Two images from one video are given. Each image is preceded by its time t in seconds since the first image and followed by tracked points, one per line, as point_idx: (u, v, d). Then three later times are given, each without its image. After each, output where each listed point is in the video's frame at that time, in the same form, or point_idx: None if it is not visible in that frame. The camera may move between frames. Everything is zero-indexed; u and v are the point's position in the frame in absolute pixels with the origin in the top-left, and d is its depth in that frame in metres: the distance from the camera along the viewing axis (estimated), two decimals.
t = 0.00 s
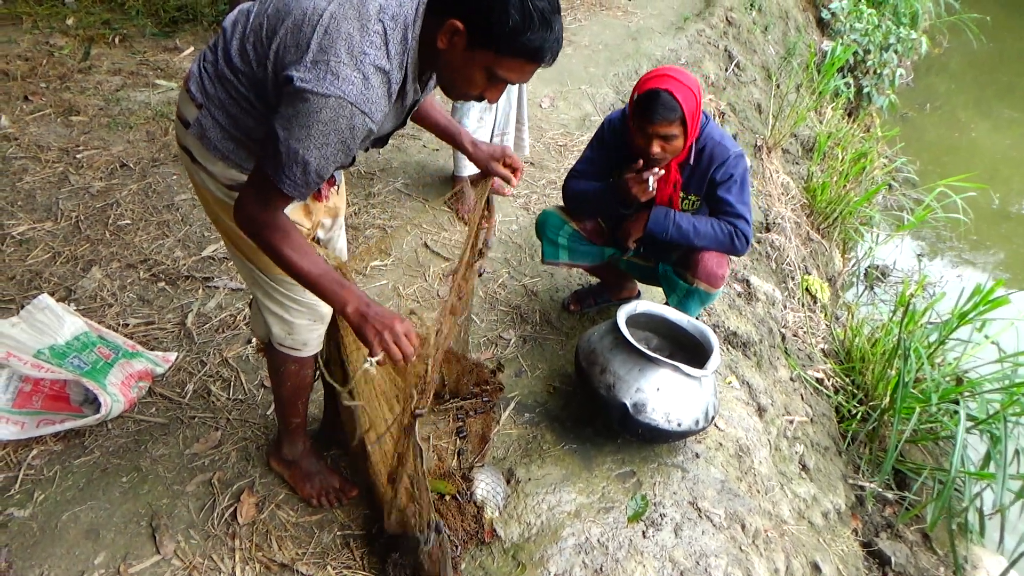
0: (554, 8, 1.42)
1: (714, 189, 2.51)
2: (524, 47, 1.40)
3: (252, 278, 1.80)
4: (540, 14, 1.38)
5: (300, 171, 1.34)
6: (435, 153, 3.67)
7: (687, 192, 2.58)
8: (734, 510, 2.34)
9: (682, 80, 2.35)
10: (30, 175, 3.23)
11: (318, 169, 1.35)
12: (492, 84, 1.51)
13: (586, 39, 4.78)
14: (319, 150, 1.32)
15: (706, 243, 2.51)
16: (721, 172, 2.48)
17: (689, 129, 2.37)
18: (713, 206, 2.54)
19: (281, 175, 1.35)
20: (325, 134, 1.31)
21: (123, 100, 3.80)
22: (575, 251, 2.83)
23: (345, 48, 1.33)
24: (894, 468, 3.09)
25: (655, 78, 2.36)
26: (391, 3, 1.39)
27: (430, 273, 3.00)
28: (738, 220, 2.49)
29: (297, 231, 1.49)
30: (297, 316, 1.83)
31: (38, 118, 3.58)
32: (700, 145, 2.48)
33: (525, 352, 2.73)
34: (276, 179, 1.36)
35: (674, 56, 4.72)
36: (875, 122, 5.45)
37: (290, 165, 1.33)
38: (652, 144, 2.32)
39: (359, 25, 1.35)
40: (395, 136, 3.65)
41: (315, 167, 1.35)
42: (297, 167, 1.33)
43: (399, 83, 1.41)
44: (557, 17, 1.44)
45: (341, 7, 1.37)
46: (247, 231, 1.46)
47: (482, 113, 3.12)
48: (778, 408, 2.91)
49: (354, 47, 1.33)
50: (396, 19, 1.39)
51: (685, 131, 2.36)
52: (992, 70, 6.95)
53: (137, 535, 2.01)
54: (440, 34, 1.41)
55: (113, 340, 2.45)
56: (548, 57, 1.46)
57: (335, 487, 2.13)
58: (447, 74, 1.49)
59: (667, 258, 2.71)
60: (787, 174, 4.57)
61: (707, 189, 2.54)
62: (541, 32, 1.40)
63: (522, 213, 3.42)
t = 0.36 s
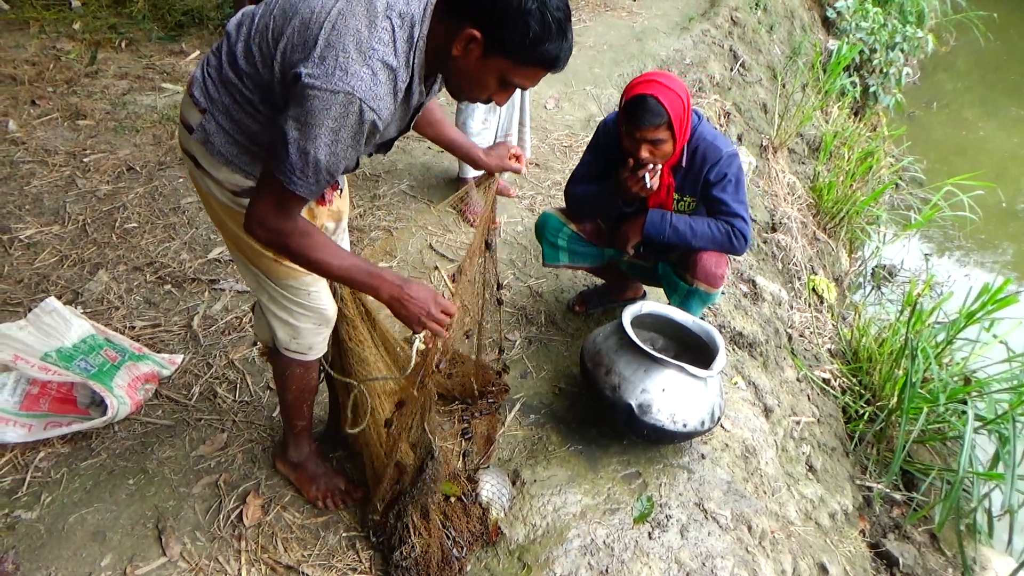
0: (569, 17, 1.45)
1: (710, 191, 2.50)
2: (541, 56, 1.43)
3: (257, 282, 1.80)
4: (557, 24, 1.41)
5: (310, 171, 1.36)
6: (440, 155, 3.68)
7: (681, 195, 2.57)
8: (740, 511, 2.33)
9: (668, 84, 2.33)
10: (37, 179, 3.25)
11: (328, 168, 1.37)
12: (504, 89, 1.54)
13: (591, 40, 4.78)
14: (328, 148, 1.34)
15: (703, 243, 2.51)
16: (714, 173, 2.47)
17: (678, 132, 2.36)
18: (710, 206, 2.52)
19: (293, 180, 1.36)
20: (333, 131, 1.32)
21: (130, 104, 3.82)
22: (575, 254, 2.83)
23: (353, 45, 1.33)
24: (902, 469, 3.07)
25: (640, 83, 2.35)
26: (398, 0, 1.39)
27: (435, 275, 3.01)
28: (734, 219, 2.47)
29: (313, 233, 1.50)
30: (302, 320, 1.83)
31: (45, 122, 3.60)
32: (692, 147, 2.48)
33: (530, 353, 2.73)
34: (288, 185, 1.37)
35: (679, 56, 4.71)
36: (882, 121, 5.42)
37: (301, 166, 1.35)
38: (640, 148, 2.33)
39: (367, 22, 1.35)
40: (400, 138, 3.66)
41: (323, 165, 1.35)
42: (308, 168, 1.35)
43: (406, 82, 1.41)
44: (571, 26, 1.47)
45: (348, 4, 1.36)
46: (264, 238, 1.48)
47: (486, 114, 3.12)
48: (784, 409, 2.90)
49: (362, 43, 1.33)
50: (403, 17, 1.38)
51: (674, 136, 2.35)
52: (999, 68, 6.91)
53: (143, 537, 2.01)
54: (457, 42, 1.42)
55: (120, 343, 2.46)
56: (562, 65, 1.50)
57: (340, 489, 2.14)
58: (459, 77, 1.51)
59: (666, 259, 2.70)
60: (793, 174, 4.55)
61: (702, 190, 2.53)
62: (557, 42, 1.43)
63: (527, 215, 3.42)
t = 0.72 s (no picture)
0: (572, 24, 1.46)
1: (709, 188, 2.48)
2: (548, 62, 1.44)
3: (260, 284, 1.80)
4: (562, 31, 1.42)
5: (321, 166, 1.35)
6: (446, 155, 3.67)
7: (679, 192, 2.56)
8: (750, 510, 2.31)
9: (662, 79, 2.33)
10: (45, 183, 3.26)
11: (336, 163, 1.36)
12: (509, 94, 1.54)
13: (596, 39, 4.77)
14: (338, 144, 1.33)
15: (704, 242, 2.49)
16: (712, 169, 2.45)
17: (672, 127, 2.35)
18: (710, 203, 2.50)
19: (306, 177, 1.36)
20: (343, 127, 1.31)
21: (136, 107, 3.83)
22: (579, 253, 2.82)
23: (365, 43, 1.33)
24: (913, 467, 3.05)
25: (635, 78, 2.34)
26: (407, 2, 1.40)
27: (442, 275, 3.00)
28: (735, 215, 2.45)
29: (317, 220, 1.49)
30: (306, 320, 1.83)
31: (52, 126, 3.62)
32: (687, 144, 2.46)
33: (537, 353, 2.73)
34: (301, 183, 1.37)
35: (685, 54, 4.69)
36: (889, 118, 5.39)
37: (315, 164, 1.34)
38: (633, 143, 2.32)
39: (378, 23, 1.36)
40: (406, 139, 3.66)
41: (333, 162, 1.35)
42: (322, 165, 1.35)
43: (415, 83, 1.41)
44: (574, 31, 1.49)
45: (358, 4, 1.37)
46: (271, 233, 1.48)
47: (492, 115, 3.11)
48: (794, 407, 2.88)
49: (373, 42, 1.34)
50: (413, 18, 1.39)
51: (668, 131, 2.35)
52: (1007, 63, 6.86)
53: (153, 539, 2.02)
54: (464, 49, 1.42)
55: (128, 345, 2.47)
56: (566, 71, 1.51)
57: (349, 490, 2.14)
58: (464, 82, 1.50)
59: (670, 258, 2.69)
60: (800, 171, 4.53)
61: (701, 187, 2.51)
62: (563, 48, 1.44)
63: (534, 214, 3.42)
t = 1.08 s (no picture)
0: (575, 34, 1.47)
1: (713, 186, 2.46)
2: (551, 70, 1.45)
3: (267, 278, 1.80)
4: (566, 39, 1.44)
5: (292, 143, 1.35)
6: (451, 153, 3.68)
7: (684, 190, 2.55)
8: (758, 506, 2.31)
9: (666, 73, 2.32)
10: (52, 183, 3.28)
11: (312, 145, 1.37)
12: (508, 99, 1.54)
13: (601, 36, 4.76)
14: (317, 127, 1.33)
15: (709, 242, 2.49)
16: (716, 167, 2.44)
17: (675, 122, 2.34)
18: (714, 201, 2.49)
19: (274, 146, 1.36)
20: (327, 113, 1.32)
21: (143, 107, 3.85)
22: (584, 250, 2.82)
23: (361, 34, 1.33)
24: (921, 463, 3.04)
25: (638, 72, 2.34)
26: None
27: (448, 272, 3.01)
28: (740, 213, 2.44)
29: (271, 184, 1.44)
30: (311, 315, 1.83)
31: (60, 126, 3.64)
32: (691, 141, 2.45)
33: (544, 350, 2.72)
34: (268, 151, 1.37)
35: (690, 51, 4.68)
36: (896, 113, 5.37)
37: (287, 139, 1.34)
38: (635, 137, 2.32)
39: (378, 16, 1.36)
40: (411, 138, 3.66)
41: (308, 144, 1.36)
42: (293, 141, 1.35)
43: (409, 80, 1.41)
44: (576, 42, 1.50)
45: None
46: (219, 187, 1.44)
47: (498, 113, 3.11)
48: (801, 404, 2.87)
49: (370, 34, 1.34)
50: (413, 16, 1.40)
51: (671, 125, 2.34)
52: (1015, 57, 6.82)
53: (162, 536, 2.02)
54: (468, 52, 1.42)
55: (136, 344, 2.48)
56: (568, 79, 1.52)
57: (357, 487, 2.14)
58: (465, 86, 1.50)
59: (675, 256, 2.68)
60: (807, 167, 4.52)
61: (705, 186, 2.50)
62: (566, 56, 1.45)
63: (540, 212, 3.42)
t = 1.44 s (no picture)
0: (580, 30, 1.48)
1: (720, 185, 2.46)
2: (555, 68, 1.46)
3: (275, 275, 1.81)
4: (571, 38, 1.45)
5: (302, 144, 1.36)
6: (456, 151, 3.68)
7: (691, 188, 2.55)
8: (764, 503, 2.31)
9: (675, 70, 2.31)
10: (59, 182, 3.29)
11: (320, 146, 1.37)
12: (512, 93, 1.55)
13: (606, 33, 4.75)
14: (323, 128, 1.33)
15: (715, 241, 2.49)
16: (723, 165, 2.43)
17: (683, 119, 2.34)
18: (721, 200, 2.49)
19: (280, 147, 1.36)
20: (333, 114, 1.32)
21: (149, 107, 3.86)
22: (590, 247, 2.82)
23: (362, 34, 1.32)
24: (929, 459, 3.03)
25: (646, 68, 2.33)
26: None
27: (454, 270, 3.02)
28: (747, 212, 2.44)
29: (278, 196, 1.49)
30: (318, 312, 1.84)
31: (66, 126, 3.65)
32: (699, 139, 2.45)
33: (550, 347, 2.73)
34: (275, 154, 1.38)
35: (695, 47, 4.66)
36: (902, 109, 5.35)
37: (294, 142, 1.35)
38: (643, 133, 2.32)
39: (379, 15, 1.35)
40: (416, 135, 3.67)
41: (314, 146, 1.36)
42: (301, 144, 1.36)
43: (413, 78, 1.40)
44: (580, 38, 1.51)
45: None
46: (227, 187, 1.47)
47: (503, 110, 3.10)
48: (808, 400, 2.87)
49: (371, 34, 1.33)
50: (416, 13, 1.38)
51: (679, 122, 2.33)
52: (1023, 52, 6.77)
53: (170, 533, 2.03)
54: (472, 49, 1.43)
55: (144, 342, 2.49)
56: (572, 76, 1.53)
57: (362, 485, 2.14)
58: (469, 81, 1.52)
59: (681, 255, 2.68)
60: (812, 163, 4.50)
61: (711, 184, 2.49)
62: (570, 54, 1.47)
63: (545, 209, 3.42)
